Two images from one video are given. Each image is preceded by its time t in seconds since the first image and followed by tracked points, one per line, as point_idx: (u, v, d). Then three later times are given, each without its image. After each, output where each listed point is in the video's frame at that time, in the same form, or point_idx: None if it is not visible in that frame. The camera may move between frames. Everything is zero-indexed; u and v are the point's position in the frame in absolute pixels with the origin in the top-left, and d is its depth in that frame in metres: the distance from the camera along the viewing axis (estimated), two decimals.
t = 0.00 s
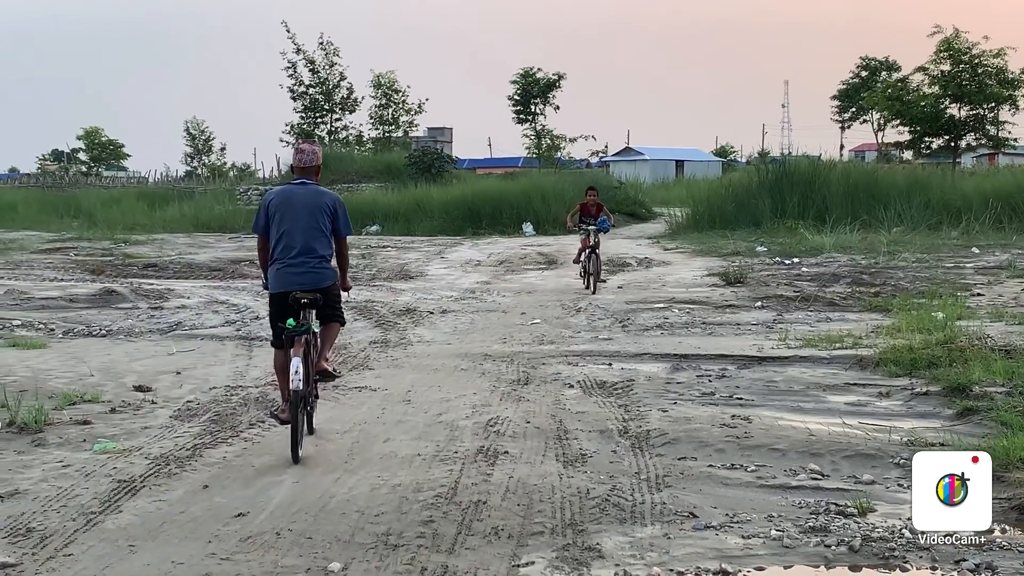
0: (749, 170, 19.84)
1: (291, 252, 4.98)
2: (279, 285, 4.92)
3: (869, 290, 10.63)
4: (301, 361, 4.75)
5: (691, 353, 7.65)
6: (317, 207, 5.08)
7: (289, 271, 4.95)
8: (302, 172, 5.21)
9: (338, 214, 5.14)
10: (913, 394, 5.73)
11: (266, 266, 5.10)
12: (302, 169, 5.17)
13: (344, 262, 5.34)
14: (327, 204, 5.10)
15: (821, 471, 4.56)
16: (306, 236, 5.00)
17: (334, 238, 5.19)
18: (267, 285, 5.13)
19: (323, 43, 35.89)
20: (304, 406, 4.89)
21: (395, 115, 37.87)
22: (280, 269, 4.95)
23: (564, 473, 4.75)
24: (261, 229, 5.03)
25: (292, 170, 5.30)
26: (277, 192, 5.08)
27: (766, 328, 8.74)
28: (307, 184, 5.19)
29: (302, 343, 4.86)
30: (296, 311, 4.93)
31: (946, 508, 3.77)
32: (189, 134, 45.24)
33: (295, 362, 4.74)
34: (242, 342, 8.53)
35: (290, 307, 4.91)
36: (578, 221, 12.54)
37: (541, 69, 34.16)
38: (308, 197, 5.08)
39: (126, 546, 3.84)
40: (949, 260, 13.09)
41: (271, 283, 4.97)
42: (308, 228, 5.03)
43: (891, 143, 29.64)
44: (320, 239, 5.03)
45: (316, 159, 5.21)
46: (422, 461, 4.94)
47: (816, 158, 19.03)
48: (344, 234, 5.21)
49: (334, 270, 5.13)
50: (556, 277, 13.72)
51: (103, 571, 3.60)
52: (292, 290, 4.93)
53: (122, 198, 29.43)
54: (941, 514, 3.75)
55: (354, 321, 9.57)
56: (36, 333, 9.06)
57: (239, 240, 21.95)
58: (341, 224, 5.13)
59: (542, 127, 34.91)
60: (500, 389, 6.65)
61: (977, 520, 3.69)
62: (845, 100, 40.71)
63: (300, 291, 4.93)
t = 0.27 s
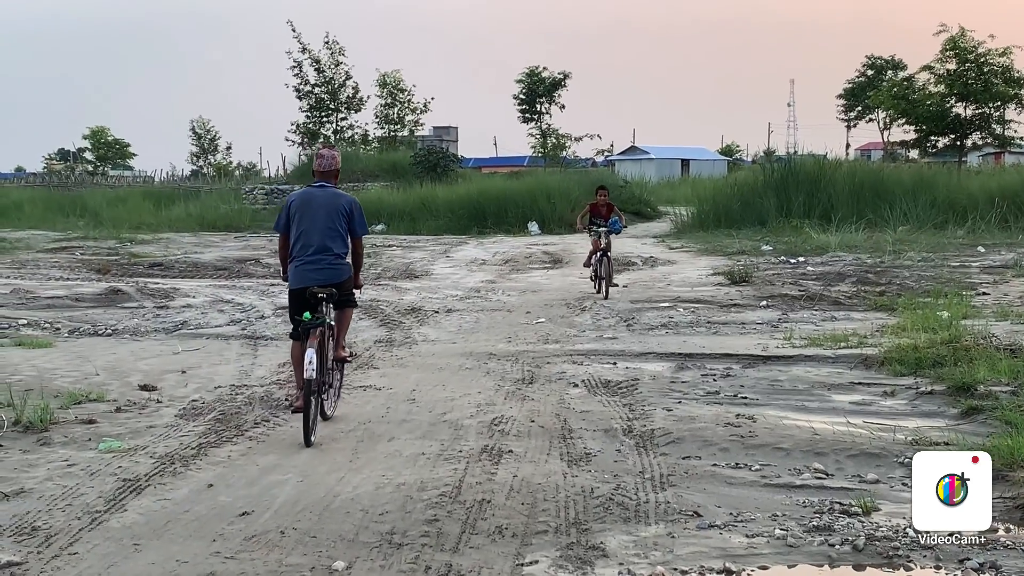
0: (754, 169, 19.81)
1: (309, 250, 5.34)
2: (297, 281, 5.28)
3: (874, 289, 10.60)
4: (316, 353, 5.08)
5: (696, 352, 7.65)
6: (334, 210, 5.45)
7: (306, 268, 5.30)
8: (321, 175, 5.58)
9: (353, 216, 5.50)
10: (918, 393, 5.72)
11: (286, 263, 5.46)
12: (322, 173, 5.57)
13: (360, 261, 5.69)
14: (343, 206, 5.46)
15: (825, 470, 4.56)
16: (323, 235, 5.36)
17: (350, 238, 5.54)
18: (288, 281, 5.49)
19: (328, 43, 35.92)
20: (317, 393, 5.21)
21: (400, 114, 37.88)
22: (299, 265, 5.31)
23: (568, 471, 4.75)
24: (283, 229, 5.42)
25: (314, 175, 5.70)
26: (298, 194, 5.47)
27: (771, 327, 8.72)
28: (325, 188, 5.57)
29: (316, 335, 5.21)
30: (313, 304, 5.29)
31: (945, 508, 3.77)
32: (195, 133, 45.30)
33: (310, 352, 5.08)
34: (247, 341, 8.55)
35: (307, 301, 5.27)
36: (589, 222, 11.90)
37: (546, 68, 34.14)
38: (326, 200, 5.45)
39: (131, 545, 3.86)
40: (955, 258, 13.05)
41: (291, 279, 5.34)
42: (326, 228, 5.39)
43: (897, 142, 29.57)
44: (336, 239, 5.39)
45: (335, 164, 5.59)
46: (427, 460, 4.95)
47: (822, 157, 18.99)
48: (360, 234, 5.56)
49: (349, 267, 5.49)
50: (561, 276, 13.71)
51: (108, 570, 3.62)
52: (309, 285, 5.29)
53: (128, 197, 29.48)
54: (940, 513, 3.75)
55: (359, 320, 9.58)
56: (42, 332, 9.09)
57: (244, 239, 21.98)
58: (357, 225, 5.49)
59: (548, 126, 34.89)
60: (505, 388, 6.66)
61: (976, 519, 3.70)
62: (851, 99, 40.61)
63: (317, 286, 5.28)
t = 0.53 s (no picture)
0: (757, 168, 19.79)
1: (325, 247, 5.51)
2: (313, 277, 5.47)
3: (876, 287, 10.59)
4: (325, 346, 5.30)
5: (698, 351, 7.65)
6: (350, 208, 5.58)
7: (322, 264, 5.48)
8: (339, 176, 5.70)
9: (369, 214, 5.61)
10: (919, 392, 5.72)
11: (306, 259, 5.66)
12: (339, 173, 5.70)
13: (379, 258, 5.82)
14: (359, 206, 5.58)
15: (827, 468, 4.56)
16: (338, 234, 5.51)
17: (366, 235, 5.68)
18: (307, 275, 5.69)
19: (331, 41, 35.94)
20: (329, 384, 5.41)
21: (403, 113, 37.89)
22: (315, 262, 5.50)
23: (570, 470, 4.75)
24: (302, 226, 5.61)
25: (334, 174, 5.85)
26: (317, 193, 5.63)
27: (773, 326, 8.72)
28: (343, 187, 5.69)
29: (328, 329, 5.42)
30: (327, 299, 5.48)
31: (944, 509, 3.75)
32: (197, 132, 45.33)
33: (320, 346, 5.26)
34: (249, 339, 8.56)
35: (321, 296, 5.47)
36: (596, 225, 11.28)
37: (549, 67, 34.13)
38: (342, 199, 5.59)
39: (133, 543, 3.87)
40: (957, 257, 13.03)
41: (309, 275, 5.53)
42: (342, 226, 5.54)
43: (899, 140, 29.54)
44: (351, 237, 5.53)
45: (351, 164, 5.69)
46: (428, 459, 4.96)
47: (824, 156, 18.98)
48: (376, 232, 5.68)
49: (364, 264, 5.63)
50: (563, 275, 13.71)
51: (110, 567, 3.63)
52: (324, 281, 5.47)
53: (130, 196, 29.52)
54: (939, 514, 3.73)
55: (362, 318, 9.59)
56: (45, 330, 9.11)
57: (246, 238, 22.00)
58: (372, 224, 5.60)
59: (550, 124, 34.89)
60: (507, 387, 6.67)
61: (975, 520, 3.67)
62: (854, 98, 40.55)
63: (331, 283, 5.46)
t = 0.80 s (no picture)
0: (758, 165, 19.76)
1: (343, 242, 5.83)
2: (332, 269, 5.80)
3: (877, 284, 10.58)
4: (341, 333, 5.56)
5: (699, 347, 7.65)
6: (367, 206, 5.88)
7: (341, 258, 5.80)
8: (354, 174, 5.98)
9: (384, 211, 5.90)
10: (919, 389, 5.72)
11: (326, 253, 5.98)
12: (355, 173, 6.00)
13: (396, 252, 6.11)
14: (375, 202, 5.90)
15: (826, 465, 4.56)
16: (355, 229, 5.83)
17: (383, 231, 5.99)
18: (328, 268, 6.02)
19: (332, 38, 35.91)
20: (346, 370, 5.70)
21: (404, 109, 37.86)
22: (334, 255, 5.83)
23: (570, 466, 4.76)
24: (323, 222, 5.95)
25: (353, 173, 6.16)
26: (335, 191, 5.96)
27: (774, 322, 8.72)
28: (360, 185, 6.01)
29: (344, 318, 5.71)
30: (345, 291, 5.79)
31: (945, 509, 3.69)
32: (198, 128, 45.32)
33: (336, 333, 5.57)
34: (250, 336, 8.57)
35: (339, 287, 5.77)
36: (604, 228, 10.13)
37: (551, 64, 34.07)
38: (360, 197, 5.90)
39: (133, 538, 3.87)
40: (958, 254, 13.02)
41: (329, 268, 5.86)
42: (359, 221, 5.86)
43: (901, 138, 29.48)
44: (368, 232, 5.85)
45: (367, 164, 5.92)
46: (428, 455, 4.96)
47: (826, 153, 18.96)
48: (392, 228, 5.96)
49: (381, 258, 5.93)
50: (564, 272, 13.71)
51: (109, 563, 3.63)
52: (342, 273, 5.79)
53: (132, 192, 29.52)
54: (939, 514, 3.68)
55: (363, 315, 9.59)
56: (46, 326, 9.11)
57: (247, 235, 22.00)
58: (387, 220, 5.88)
59: (552, 121, 34.85)
60: (507, 383, 6.67)
61: (976, 520, 3.64)
62: (856, 94, 40.46)
63: (349, 274, 5.78)
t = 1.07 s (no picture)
0: (761, 160, 19.71)
1: (363, 233, 6.24)
2: (352, 259, 6.20)
3: (879, 279, 10.56)
4: (360, 320, 5.93)
5: (700, 342, 7.64)
6: (385, 198, 6.28)
7: (360, 248, 6.21)
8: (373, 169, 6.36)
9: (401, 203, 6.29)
10: (920, 383, 5.72)
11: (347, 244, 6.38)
12: (373, 168, 6.39)
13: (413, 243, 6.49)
14: (393, 194, 6.29)
15: (827, 460, 4.55)
16: (374, 221, 6.23)
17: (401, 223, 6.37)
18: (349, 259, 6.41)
19: (335, 32, 35.85)
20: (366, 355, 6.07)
21: (407, 104, 37.81)
22: (354, 246, 6.24)
23: (569, 460, 4.75)
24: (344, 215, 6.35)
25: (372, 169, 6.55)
26: (355, 186, 6.35)
27: (776, 317, 8.71)
28: (378, 179, 6.41)
29: (364, 305, 6.09)
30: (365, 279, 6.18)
31: (945, 508, 3.65)
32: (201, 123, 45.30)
33: (356, 319, 5.95)
34: (252, 330, 8.58)
35: (359, 276, 6.15)
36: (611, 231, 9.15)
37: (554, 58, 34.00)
38: (378, 190, 6.29)
39: (134, 532, 3.88)
40: (960, 250, 12.98)
41: (350, 258, 6.26)
42: (377, 214, 6.25)
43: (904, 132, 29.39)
44: (385, 223, 6.24)
45: (383, 160, 6.29)
46: (428, 449, 4.96)
47: (829, 148, 18.91)
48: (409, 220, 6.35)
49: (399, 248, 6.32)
50: (566, 266, 13.70)
51: (110, 556, 3.64)
52: (362, 263, 6.20)
53: (134, 186, 29.55)
54: (940, 514, 3.62)
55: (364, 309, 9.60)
56: (48, 320, 9.12)
57: (250, 229, 22.02)
58: (404, 212, 6.27)
59: (554, 116, 34.80)
60: (508, 378, 6.67)
61: (977, 519, 3.59)
62: (859, 89, 40.34)
63: (369, 264, 6.17)
